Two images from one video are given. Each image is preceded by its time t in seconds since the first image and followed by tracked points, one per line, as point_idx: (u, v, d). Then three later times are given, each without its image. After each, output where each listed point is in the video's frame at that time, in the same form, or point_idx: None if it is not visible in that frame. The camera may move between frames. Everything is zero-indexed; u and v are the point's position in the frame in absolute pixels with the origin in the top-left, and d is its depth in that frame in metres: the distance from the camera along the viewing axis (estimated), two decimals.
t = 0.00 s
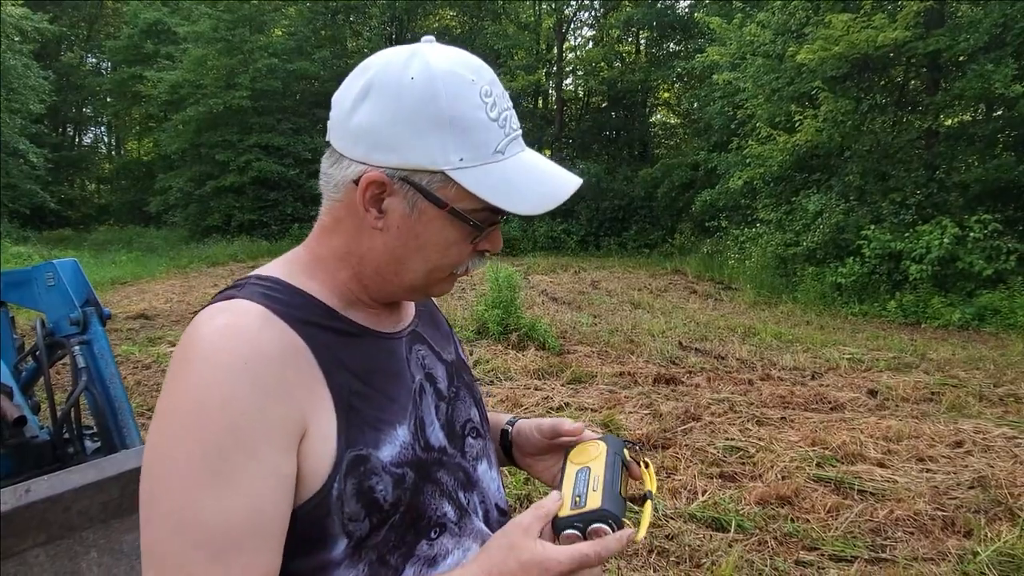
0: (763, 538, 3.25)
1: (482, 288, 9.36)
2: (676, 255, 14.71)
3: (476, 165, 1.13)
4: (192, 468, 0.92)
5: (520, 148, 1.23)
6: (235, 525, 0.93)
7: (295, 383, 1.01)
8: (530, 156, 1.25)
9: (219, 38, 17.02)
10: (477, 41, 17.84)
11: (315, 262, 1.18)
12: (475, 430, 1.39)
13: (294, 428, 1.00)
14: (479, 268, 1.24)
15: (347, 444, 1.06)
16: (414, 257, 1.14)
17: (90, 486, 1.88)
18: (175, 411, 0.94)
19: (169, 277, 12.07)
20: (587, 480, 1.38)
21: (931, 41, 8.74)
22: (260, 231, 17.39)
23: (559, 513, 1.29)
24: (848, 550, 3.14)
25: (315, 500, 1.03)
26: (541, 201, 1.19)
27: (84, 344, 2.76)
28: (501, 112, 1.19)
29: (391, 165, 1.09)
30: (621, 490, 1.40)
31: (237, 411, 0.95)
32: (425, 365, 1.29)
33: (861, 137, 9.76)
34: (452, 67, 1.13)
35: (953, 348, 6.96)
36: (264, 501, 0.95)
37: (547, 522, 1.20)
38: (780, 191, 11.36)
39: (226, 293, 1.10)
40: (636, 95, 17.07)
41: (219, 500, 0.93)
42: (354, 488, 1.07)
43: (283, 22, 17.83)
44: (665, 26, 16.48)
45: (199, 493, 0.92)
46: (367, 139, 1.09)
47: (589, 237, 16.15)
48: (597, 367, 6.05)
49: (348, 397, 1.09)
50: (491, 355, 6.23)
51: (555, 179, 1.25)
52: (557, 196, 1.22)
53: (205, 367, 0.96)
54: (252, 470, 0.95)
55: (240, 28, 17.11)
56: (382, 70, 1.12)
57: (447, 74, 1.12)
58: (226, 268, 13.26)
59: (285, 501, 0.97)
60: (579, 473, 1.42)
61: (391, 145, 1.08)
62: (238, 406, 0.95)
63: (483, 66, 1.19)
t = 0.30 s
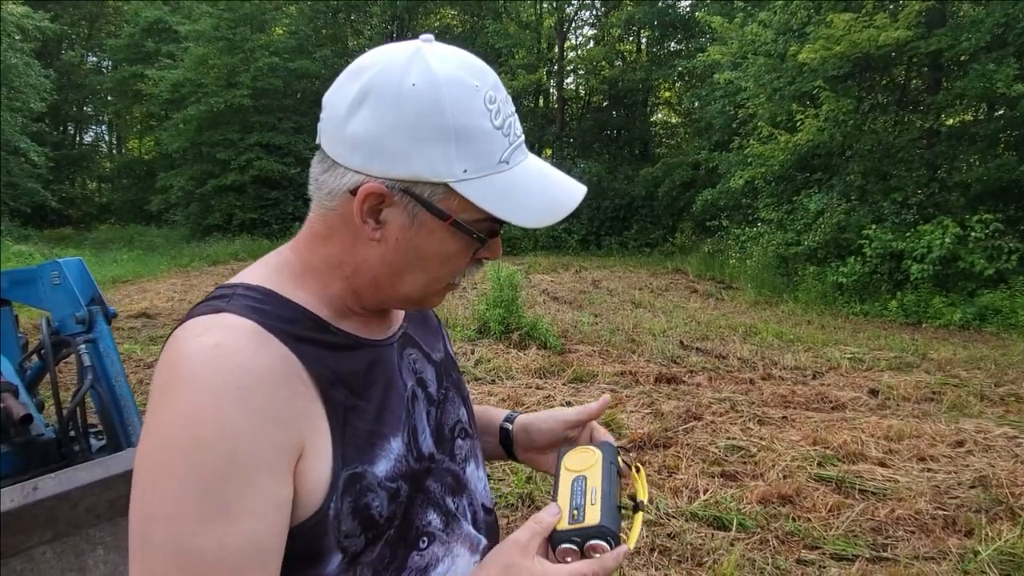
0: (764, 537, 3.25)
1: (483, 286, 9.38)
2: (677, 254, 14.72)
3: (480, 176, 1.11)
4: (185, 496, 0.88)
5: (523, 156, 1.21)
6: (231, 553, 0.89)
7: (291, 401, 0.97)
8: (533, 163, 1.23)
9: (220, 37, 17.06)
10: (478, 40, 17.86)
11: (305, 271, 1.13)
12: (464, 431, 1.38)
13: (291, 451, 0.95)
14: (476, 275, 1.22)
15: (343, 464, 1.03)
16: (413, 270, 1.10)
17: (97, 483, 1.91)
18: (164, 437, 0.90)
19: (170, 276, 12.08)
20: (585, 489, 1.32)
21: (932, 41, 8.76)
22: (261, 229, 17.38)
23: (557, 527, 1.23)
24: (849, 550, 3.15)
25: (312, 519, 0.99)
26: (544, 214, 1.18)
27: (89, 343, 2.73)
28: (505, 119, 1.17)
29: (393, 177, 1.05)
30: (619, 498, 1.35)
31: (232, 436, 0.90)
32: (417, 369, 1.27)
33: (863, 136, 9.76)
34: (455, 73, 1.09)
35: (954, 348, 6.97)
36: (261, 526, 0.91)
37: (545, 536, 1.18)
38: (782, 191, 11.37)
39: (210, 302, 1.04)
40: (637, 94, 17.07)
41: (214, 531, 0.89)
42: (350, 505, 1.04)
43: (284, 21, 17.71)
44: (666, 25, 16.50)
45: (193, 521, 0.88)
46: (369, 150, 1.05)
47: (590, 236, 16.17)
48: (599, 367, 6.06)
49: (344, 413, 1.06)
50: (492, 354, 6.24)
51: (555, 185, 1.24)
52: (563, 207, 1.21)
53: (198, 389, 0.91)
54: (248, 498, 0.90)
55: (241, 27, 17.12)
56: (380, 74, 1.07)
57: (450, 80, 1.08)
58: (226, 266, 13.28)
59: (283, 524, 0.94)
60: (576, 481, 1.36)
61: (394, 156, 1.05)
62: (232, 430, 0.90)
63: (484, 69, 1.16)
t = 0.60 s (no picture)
0: (764, 538, 3.24)
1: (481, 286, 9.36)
2: (676, 255, 14.71)
3: (476, 173, 1.11)
4: (190, 475, 0.95)
5: (523, 149, 1.20)
6: (228, 532, 0.95)
7: (296, 392, 1.02)
8: (535, 155, 1.22)
9: (219, 37, 17.02)
10: (476, 40, 17.86)
11: (328, 272, 1.19)
12: (498, 438, 1.38)
13: (293, 440, 1.00)
14: (496, 275, 1.23)
15: (350, 456, 1.06)
16: (423, 273, 1.13)
17: (94, 483, 1.92)
18: (179, 422, 0.97)
19: (168, 276, 12.05)
20: (589, 456, 1.35)
21: (931, 41, 8.76)
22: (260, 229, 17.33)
23: (557, 492, 1.28)
24: (850, 550, 3.13)
25: (318, 506, 1.04)
26: (547, 205, 1.16)
27: (86, 342, 2.72)
28: (499, 115, 1.16)
29: (392, 182, 1.09)
30: (628, 464, 1.37)
31: (234, 423, 0.96)
32: (443, 372, 1.29)
33: (862, 137, 9.74)
34: (440, 74, 1.10)
35: (954, 348, 6.95)
36: (258, 508, 0.96)
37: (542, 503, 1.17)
38: (781, 191, 11.34)
39: (239, 301, 1.11)
40: (636, 95, 17.06)
41: (216, 511, 0.95)
42: (358, 498, 1.07)
43: (284, 21, 17.70)
44: (665, 25, 16.46)
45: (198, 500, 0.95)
46: (369, 157, 1.08)
47: (589, 237, 16.16)
48: (598, 367, 6.05)
49: (356, 408, 1.09)
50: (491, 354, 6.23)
51: (560, 176, 1.22)
52: (566, 195, 1.19)
53: (210, 376, 0.98)
54: (248, 482, 0.96)
55: (240, 27, 17.07)
56: (377, 82, 1.10)
57: (439, 80, 1.09)
58: (225, 267, 13.25)
59: (283, 508, 0.99)
60: (584, 446, 1.40)
61: (389, 160, 1.08)
62: (238, 417, 0.96)
63: (481, 67, 1.16)
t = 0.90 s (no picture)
0: (762, 538, 3.23)
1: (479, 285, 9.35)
2: (674, 254, 14.71)
3: (536, 170, 1.19)
4: (282, 422, 1.08)
5: (582, 149, 1.27)
6: (308, 476, 1.07)
7: (375, 361, 1.13)
8: (593, 156, 1.28)
9: (217, 37, 17.01)
10: (475, 40, 17.85)
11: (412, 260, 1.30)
12: (561, 425, 1.42)
13: (369, 401, 1.11)
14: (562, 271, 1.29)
15: (422, 418, 1.16)
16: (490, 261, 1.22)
17: (85, 484, 1.90)
18: (276, 380, 1.11)
19: (166, 276, 12.05)
20: (634, 421, 1.29)
21: (929, 40, 8.76)
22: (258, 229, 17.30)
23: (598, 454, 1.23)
24: (848, 551, 3.12)
25: (388, 464, 1.13)
26: (601, 198, 1.22)
27: (78, 342, 2.70)
28: (559, 118, 1.24)
29: (464, 178, 1.18)
30: (675, 434, 1.31)
31: (319, 381, 1.09)
32: (511, 358, 1.36)
33: (860, 136, 9.73)
34: (507, 84, 1.19)
35: (952, 348, 6.95)
36: (334, 456, 1.07)
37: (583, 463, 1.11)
38: (779, 191, 11.33)
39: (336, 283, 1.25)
40: (635, 95, 17.05)
41: (301, 458, 1.07)
42: (425, 459, 1.16)
43: (281, 21, 17.51)
44: (664, 25, 16.44)
45: (286, 446, 1.07)
46: (444, 159, 1.19)
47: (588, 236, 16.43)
48: (596, 366, 6.04)
49: (428, 381, 1.18)
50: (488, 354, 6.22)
51: (618, 176, 1.27)
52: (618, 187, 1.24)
53: (304, 340, 1.12)
54: (328, 434, 1.08)
55: (238, 27, 17.07)
56: (454, 94, 1.21)
57: (506, 89, 1.19)
58: (223, 267, 13.22)
59: (355, 460, 1.09)
60: (630, 411, 1.34)
61: (460, 160, 1.18)
62: (324, 375, 1.09)
63: (546, 80, 1.25)
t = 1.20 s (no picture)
0: (751, 537, 3.23)
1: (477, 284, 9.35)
2: (673, 254, 14.70)
3: (597, 173, 1.21)
4: (344, 360, 1.14)
5: (643, 165, 1.27)
6: (358, 414, 1.12)
7: (431, 318, 1.18)
8: (654, 174, 1.27)
9: (216, 36, 17.00)
10: (474, 40, 17.84)
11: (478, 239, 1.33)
12: (589, 420, 1.38)
13: (422, 356, 1.17)
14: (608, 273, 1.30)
15: (462, 379, 1.19)
16: (546, 247, 1.24)
17: (65, 484, 1.90)
18: (341, 327, 1.18)
19: (164, 275, 12.06)
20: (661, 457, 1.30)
21: (926, 41, 8.76)
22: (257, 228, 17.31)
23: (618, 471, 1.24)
24: (837, 551, 3.12)
25: (427, 416, 1.18)
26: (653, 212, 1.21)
27: (63, 341, 2.70)
28: (629, 133, 1.25)
29: (534, 169, 1.22)
30: (699, 480, 1.31)
31: (380, 328, 1.15)
32: (554, 347, 1.34)
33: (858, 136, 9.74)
34: (589, 95, 1.23)
35: (947, 347, 6.96)
36: (386, 397, 1.13)
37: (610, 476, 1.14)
38: (776, 190, 11.33)
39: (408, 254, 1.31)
40: (634, 95, 17.05)
41: (354, 397, 1.12)
42: (458, 416, 1.19)
43: (280, 20, 17.51)
44: (663, 24, 16.43)
45: (343, 381, 1.13)
46: (519, 150, 1.24)
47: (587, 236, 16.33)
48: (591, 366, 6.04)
49: (473, 350, 1.21)
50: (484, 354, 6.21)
51: (671, 196, 1.25)
52: (668, 202, 1.21)
53: (373, 290, 1.19)
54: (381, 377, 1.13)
55: (237, 26, 17.06)
56: (540, 97, 1.26)
57: (585, 100, 1.22)
58: (222, 266, 13.22)
59: (403, 406, 1.15)
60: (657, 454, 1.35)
61: (533, 153, 1.22)
62: (386, 322, 1.15)
63: (624, 98, 1.28)
